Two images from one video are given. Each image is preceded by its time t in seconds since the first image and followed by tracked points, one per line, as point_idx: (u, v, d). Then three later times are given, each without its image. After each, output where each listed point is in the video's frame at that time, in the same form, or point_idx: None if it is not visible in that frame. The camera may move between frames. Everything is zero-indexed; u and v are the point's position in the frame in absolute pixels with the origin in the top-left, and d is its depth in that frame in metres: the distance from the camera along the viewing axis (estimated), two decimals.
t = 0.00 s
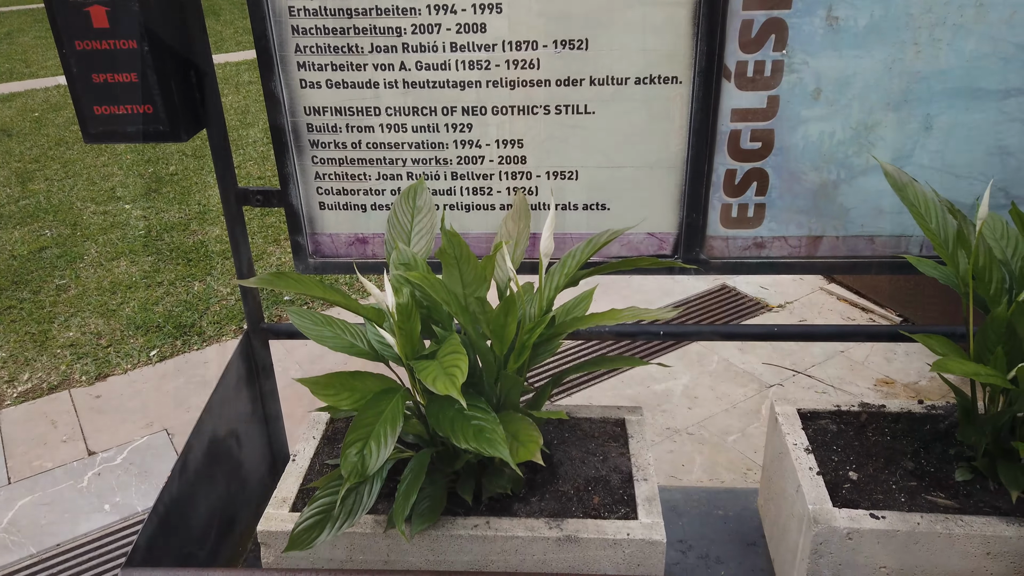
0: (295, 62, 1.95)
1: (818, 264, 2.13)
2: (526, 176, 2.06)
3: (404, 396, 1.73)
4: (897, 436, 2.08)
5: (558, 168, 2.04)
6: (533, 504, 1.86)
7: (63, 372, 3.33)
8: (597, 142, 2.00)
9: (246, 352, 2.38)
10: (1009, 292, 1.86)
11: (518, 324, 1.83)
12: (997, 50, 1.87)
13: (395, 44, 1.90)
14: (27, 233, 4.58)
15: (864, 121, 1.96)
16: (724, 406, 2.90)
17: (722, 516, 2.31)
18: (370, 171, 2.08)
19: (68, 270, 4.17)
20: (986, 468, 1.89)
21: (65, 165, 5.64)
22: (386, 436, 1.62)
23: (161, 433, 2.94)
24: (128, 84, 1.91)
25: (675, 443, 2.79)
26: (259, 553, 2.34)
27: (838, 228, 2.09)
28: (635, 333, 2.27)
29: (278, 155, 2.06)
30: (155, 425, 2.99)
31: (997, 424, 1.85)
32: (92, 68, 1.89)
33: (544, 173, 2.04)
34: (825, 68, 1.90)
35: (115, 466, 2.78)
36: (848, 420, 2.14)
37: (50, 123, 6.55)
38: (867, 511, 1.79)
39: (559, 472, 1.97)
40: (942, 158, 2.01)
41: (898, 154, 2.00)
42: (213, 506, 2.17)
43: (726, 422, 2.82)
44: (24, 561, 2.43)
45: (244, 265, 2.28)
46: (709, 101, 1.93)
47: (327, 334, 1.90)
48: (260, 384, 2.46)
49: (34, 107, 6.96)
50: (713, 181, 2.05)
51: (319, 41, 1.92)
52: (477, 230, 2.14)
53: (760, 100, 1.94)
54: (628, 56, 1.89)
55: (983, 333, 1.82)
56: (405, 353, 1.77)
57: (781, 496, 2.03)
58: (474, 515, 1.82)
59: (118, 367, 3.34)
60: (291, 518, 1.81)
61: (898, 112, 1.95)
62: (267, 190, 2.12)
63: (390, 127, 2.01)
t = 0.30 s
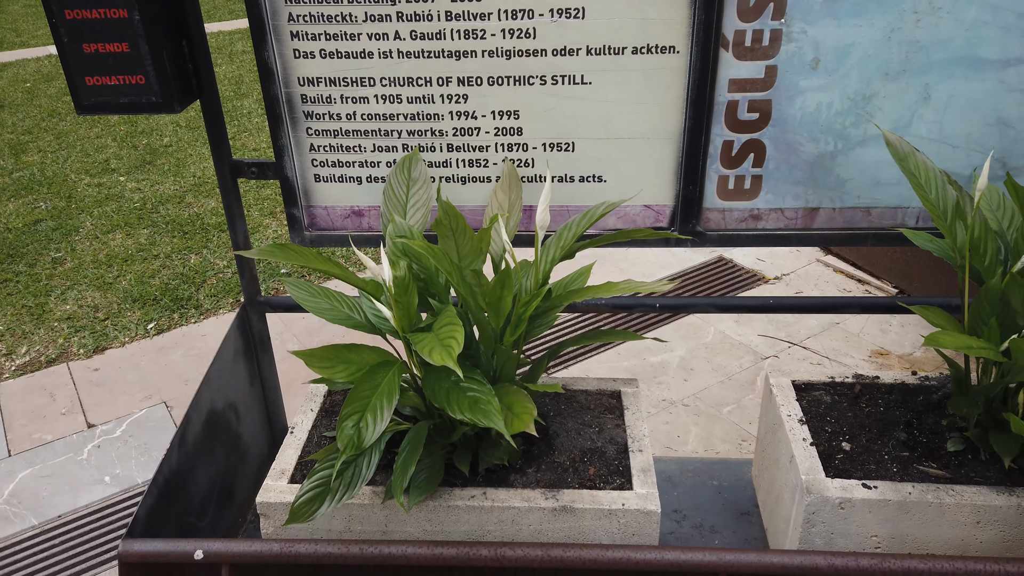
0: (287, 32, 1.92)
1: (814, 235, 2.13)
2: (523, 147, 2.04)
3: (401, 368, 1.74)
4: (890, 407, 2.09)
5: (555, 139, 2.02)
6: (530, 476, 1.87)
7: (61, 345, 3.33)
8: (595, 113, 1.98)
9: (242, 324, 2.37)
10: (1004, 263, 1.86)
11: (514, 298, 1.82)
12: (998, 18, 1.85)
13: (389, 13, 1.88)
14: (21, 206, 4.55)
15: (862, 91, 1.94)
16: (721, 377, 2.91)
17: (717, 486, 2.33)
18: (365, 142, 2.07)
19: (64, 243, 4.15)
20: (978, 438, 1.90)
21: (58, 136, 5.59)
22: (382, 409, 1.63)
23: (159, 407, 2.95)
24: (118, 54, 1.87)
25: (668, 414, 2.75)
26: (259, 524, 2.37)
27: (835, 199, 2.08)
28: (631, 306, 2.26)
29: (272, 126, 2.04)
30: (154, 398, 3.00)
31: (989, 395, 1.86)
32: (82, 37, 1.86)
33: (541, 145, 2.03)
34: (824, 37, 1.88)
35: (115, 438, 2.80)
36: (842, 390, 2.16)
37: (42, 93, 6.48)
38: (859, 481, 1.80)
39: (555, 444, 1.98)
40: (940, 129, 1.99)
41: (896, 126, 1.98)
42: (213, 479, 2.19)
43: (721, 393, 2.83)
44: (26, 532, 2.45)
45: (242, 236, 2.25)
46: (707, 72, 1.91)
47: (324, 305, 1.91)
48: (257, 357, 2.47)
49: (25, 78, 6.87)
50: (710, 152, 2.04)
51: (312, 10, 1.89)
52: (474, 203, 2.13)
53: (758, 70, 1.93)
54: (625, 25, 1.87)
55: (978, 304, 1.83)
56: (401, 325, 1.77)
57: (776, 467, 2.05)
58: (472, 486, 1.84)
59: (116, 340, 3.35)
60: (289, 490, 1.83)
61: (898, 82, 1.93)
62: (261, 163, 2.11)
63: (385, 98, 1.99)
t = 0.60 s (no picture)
0: (285, 31, 1.92)
1: (812, 234, 2.13)
2: (521, 147, 2.04)
3: (400, 367, 1.75)
4: (887, 405, 2.10)
5: (552, 139, 2.03)
6: (528, 475, 1.87)
7: (59, 345, 3.33)
8: (592, 113, 1.98)
9: (240, 325, 2.37)
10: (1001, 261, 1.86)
11: (511, 296, 1.82)
12: (994, 18, 1.85)
13: (386, 13, 1.88)
14: (18, 206, 4.54)
15: (859, 90, 1.95)
16: (718, 376, 2.91)
17: (715, 485, 2.33)
18: (363, 142, 2.07)
19: (61, 243, 4.14)
20: (975, 436, 1.91)
21: (55, 136, 5.58)
22: (382, 409, 1.63)
23: (157, 407, 2.95)
24: (116, 54, 1.87)
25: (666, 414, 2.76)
26: (258, 523, 2.38)
27: (832, 198, 2.09)
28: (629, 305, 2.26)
29: (270, 126, 2.04)
30: (153, 398, 3.00)
31: (985, 393, 1.87)
32: (79, 37, 1.86)
33: (538, 145, 2.03)
34: (821, 37, 1.88)
35: (113, 438, 2.80)
36: (839, 389, 2.16)
37: (38, 93, 6.47)
38: (857, 479, 1.81)
39: (553, 443, 1.98)
40: (936, 128, 2.00)
41: (892, 125, 1.99)
42: (212, 478, 2.19)
43: (719, 392, 2.84)
44: (25, 533, 2.45)
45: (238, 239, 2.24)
46: (705, 71, 1.91)
47: (320, 308, 1.91)
48: (256, 356, 2.47)
49: (22, 78, 6.86)
50: (708, 152, 2.04)
51: (309, 9, 1.89)
52: (472, 202, 2.13)
53: (755, 70, 1.93)
54: (622, 24, 1.87)
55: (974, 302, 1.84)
56: (399, 326, 1.78)
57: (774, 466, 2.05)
58: (470, 485, 1.84)
59: (114, 341, 3.34)
60: (288, 489, 1.83)
61: (895, 81, 1.93)
62: (259, 163, 2.10)
63: (382, 98, 1.99)
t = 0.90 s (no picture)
0: (281, 32, 1.92)
1: (807, 235, 2.14)
2: (517, 148, 2.04)
3: (393, 368, 1.74)
4: (883, 405, 2.10)
5: (548, 140, 2.03)
6: (525, 476, 1.87)
7: (55, 347, 3.32)
8: (587, 113, 1.98)
9: (236, 327, 2.37)
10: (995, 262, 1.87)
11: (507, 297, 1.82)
12: (988, 19, 1.86)
13: (382, 14, 1.88)
14: (14, 207, 4.54)
15: (854, 91, 1.95)
16: (715, 377, 2.91)
17: (712, 485, 2.33)
18: (359, 143, 2.07)
19: (57, 244, 4.14)
20: (970, 436, 1.91)
21: (51, 137, 5.58)
22: (369, 409, 1.63)
23: (154, 408, 2.94)
24: (111, 55, 1.87)
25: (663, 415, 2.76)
26: (253, 525, 2.37)
27: (827, 199, 2.09)
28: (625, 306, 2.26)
29: (266, 128, 2.04)
30: (149, 399, 3.00)
31: (981, 393, 1.87)
32: (74, 39, 1.85)
33: (534, 146, 2.03)
34: (816, 38, 1.88)
35: (109, 440, 2.79)
36: (835, 389, 2.17)
37: (34, 94, 6.46)
38: (853, 480, 1.81)
39: (549, 444, 1.98)
40: (931, 129, 2.00)
41: (887, 126, 1.99)
42: (207, 481, 2.19)
43: (715, 392, 2.84)
44: (21, 535, 2.45)
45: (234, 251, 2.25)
46: (700, 72, 1.91)
47: (314, 315, 1.91)
48: (252, 358, 2.46)
49: (18, 79, 6.85)
50: (703, 152, 2.04)
51: (305, 10, 1.89)
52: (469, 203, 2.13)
53: (750, 70, 1.93)
54: (618, 25, 1.87)
55: (969, 303, 1.84)
56: (394, 327, 1.78)
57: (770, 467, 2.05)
58: (467, 487, 1.84)
59: (110, 342, 3.34)
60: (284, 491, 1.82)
61: (890, 82, 1.94)
62: (255, 164, 2.10)
63: (378, 99, 1.99)
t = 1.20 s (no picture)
0: (276, 37, 1.92)
1: (803, 239, 2.14)
2: (512, 152, 2.04)
3: (389, 373, 1.73)
4: (878, 410, 2.10)
5: (544, 145, 2.03)
6: (521, 481, 1.87)
7: (50, 353, 3.31)
8: (582, 117, 1.98)
9: (230, 331, 2.36)
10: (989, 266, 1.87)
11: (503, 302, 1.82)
12: (982, 24, 1.87)
13: (377, 19, 1.88)
14: (10, 212, 4.52)
15: (849, 96, 1.95)
16: (712, 381, 2.91)
17: (708, 490, 2.33)
18: (354, 148, 2.06)
19: (52, 250, 4.12)
20: (966, 440, 1.91)
21: (47, 142, 5.56)
22: (370, 414, 1.62)
23: (149, 414, 2.93)
24: (106, 60, 1.86)
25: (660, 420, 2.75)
26: (249, 531, 2.36)
27: (822, 204, 2.10)
28: (621, 310, 2.26)
29: (261, 132, 2.04)
30: (144, 405, 2.99)
31: (976, 397, 1.87)
32: (70, 44, 1.85)
33: (529, 151, 2.03)
34: (810, 43, 1.89)
35: (104, 445, 2.78)
36: (830, 393, 2.16)
37: (30, 99, 6.45)
38: (849, 484, 1.81)
39: (545, 448, 1.98)
40: (926, 133, 2.01)
41: (882, 130, 2.00)
42: (203, 486, 2.18)
43: (712, 397, 2.83)
44: (15, 542, 2.43)
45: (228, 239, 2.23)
46: (695, 77, 1.92)
47: (315, 308, 1.92)
48: (247, 363, 2.45)
49: (14, 83, 6.84)
50: (698, 157, 2.04)
51: (300, 15, 1.89)
52: (465, 208, 2.13)
53: (744, 75, 1.94)
54: (613, 30, 1.87)
55: (963, 307, 1.84)
56: (389, 331, 1.77)
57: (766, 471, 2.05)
58: (462, 492, 1.83)
59: (106, 348, 3.33)
60: (279, 497, 1.82)
61: (884, 87, 1.94)
62: (250, 168, 2.10)
63: (373, 103, 1.99)
